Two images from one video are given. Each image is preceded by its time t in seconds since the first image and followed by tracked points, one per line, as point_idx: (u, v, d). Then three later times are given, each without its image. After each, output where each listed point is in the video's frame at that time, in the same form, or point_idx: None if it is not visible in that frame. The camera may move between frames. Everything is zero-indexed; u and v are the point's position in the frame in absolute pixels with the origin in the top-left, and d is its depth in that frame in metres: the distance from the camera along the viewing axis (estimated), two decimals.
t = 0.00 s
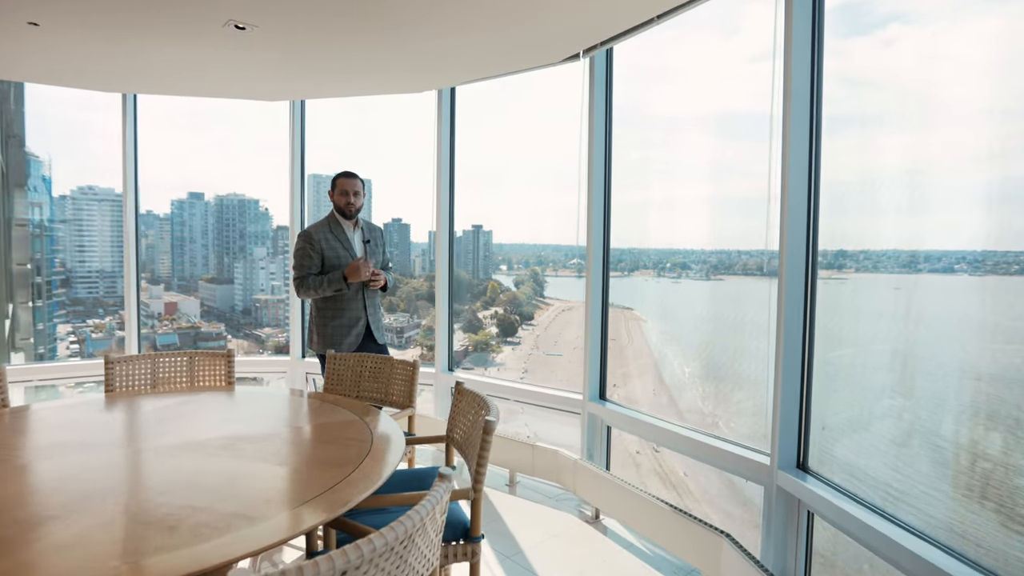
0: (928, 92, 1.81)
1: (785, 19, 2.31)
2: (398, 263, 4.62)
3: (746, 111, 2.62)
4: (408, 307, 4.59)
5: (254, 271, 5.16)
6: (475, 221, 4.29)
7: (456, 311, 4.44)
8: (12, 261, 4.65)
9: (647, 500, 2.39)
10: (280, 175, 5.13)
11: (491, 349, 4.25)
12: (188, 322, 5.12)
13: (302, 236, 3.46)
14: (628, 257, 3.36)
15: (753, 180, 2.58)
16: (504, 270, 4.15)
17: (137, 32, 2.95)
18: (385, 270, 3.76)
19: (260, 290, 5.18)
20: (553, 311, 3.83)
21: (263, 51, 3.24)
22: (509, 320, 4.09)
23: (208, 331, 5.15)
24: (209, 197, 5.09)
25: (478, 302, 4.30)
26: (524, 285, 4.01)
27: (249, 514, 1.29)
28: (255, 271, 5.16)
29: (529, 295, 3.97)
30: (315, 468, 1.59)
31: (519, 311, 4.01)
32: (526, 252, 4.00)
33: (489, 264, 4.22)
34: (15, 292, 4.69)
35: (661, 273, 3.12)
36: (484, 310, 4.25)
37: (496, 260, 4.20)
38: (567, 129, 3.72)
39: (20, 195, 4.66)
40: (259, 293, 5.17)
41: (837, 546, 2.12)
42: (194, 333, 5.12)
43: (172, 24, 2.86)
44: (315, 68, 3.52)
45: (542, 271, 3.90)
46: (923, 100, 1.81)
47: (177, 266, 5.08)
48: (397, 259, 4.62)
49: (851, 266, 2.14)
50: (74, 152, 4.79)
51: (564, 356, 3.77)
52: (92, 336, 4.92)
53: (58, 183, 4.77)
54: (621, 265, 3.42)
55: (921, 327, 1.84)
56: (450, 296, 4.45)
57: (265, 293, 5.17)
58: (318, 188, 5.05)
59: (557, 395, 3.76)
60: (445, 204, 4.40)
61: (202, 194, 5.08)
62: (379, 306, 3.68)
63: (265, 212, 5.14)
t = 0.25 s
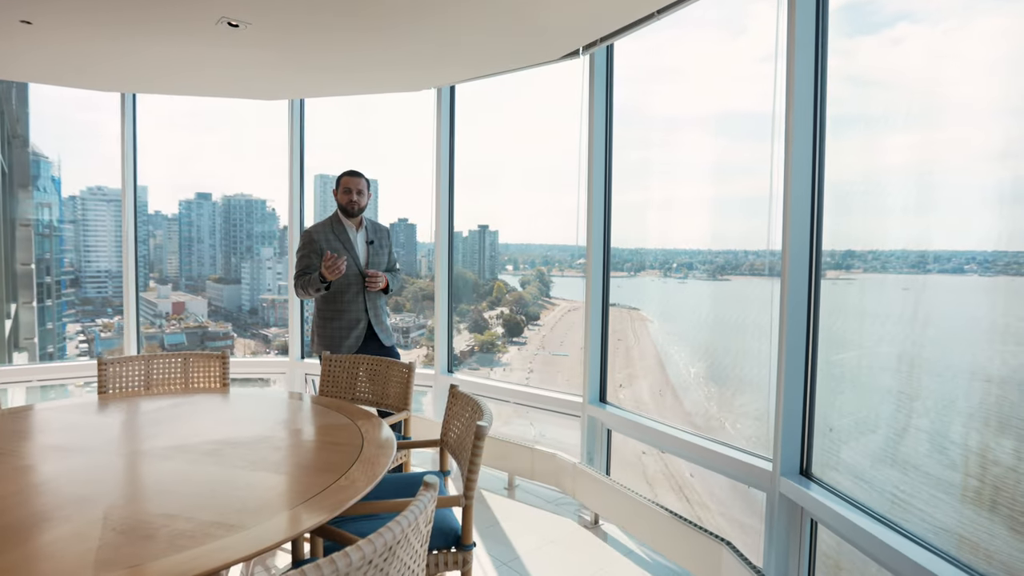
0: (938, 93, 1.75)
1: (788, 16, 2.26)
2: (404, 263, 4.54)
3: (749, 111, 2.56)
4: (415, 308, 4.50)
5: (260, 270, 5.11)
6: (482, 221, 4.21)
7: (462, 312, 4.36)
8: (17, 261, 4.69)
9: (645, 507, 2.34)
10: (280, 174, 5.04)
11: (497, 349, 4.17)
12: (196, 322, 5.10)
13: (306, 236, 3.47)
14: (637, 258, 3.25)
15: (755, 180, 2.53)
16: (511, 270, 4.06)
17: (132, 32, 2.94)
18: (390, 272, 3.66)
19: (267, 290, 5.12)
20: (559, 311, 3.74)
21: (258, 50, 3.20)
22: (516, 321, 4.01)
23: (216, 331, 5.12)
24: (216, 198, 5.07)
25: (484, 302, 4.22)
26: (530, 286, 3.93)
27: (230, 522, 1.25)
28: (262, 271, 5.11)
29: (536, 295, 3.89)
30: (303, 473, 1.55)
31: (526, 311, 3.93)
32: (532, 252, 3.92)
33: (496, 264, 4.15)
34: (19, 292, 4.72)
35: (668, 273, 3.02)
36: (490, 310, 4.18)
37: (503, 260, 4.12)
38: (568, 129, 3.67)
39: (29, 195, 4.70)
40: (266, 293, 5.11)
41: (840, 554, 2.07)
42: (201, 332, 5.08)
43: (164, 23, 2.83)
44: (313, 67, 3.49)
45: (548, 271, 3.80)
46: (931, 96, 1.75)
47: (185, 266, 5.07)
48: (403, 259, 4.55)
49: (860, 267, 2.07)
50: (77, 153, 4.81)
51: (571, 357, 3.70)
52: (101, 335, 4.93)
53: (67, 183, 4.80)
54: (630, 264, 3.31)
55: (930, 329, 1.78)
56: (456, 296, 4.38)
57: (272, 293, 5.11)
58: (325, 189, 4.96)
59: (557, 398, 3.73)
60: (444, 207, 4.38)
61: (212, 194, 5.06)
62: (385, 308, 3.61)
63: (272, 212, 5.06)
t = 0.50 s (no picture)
0: (946, 93, 1.70)
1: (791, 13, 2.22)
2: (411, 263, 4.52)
3: (752, 110, 2.52)
4: (421, 308, 4.49)
5: (268, 270, 5.09)
6: (487, 221, 4.17)
7: (468, 311, 4.33)
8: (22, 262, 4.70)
9: (645, 511, 2.31)
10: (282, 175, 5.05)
11: (503, 349, 4.12)
12: (203, 321, 5.10)
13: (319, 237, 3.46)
14: (643, 257, 3.19)
15: (757, 180, 2.50)
16: (517, 270, 4.02)
17: (131, 31, 2.93)
18: (402, 275, 3.62)
19: (274, 290, 5.11)
20: (565, 311, 3.68)
21: (257, 49, 3.18)
22: (521, 321, 3.96)
23: (223, 330, 5.12)
24: (224, 198, 5.06)
25: (490, 302, 4.18)
26: (536, 286, 3.89)
27: (216, 528, 1.23)
28: (269, 271, 5.09)
29: (542, 295, 3.84)
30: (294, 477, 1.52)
31: (532, 312, 3.89)
32: (538, 252, 3.86)
33: (502, 264, 4.10)
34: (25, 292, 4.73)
35: (674, 274, 2.95)
36: (496, 310, 4.14)
37: (509, 260, 4.07)
38: (569, 128, 3.64)
39: (36, 196, 4.70)
40: (273, 293, 5.10)
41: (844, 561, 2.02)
42: (208, 332, 5.08)
43: (161, 22, 2.81)
44: (313, 66, 3.47)
45: (554, 271, 3.75)
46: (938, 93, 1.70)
47: (192, 266, 5.07)
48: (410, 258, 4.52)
49: (868, 267, 2.02)
50: (81, 153, 4.81)
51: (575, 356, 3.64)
52: (109, 334, 4.94)
53: (77, 183, 4.82)
54: (636, 264, 3.24)
55: (938, 330, 1.73)
56: (462, 296, 4.35)
57: (280, 293, 5.11)
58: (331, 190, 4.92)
59: (558, 400, 3.70)
60: (445, 207, 4.36)
61: (218, 194, 5.06)
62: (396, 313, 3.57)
63: (279, 213, 5.05)
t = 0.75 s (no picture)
0: (954, 88, 1.66)
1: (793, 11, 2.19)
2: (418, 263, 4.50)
3: (756, 109, 2.48)
4: (426, 308, 4.48)
5: (274, 271, 5.08)
6: (493, 221, 4.12)
7: (473, 312, 4.29)
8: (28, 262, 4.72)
9: (645, 515, 2.28)
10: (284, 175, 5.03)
11: (509, 349, 4.07)
12: (210, 321, 5.10)
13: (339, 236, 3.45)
14: (648, 257, 3.13)
15: (759, 180, 2.47)
16: (523, 270, 3.97)
17: (131, 32, 2.93)
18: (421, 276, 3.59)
19: (280, 290, 5.09)
20: (571, 312, 3.61)
21: (257, 49, 3.17)
22: (527, 321, 3.91)
23: (230, 330, 5.12)
24: (230, 199, 5.06)
25: (496, 303, 4.14)
26: (542, 286, 3.83)
27: (202, 533, 1.21)
28: (275, 271, 5.08)
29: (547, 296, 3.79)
30: (285, 482, 1.50)
31: (538, 312, 3.83)
32: (545, 252, 3.80)
33: (508, 264, 4.05)
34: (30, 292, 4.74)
35: (681, 274, 2.88)
36: (502, 310, 4.09)
37: (515, 260, 4.02)
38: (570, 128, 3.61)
39: (43, 196, 4.73)
40: (279, 293, 5.09)
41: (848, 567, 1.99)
42: (216, 331, 5.08)
43: (161, 22, 2.80)
44: (314, 66, 3.46)
45: (560, 271, 3.69)
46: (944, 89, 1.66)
47: (200, 266, 5.07)
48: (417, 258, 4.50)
49: (878, 267, 1.96)
50: (86, 153, 4.82)
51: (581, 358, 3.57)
52: (117, 334, 4.96)
53: (86, 184, 4.84)
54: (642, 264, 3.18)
55: (945, 331, 1.70)
56: (468, 296, 4.32)
57: (286, 294, 5.08)
58: (337, 191, 4.89)
59: (560, 402, 3.67)
60: (445, 208, 4.33)
61: (225, 195, 5.06)
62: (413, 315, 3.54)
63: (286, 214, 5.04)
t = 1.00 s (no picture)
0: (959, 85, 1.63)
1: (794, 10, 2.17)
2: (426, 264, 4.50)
3: (757, 109, 2.45)
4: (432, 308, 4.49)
5: (280, 271, 5.08)
6: (498, 222, 4.09)
7: (479, 312, 4.27)
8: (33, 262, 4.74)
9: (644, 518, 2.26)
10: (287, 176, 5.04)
11: (514, 350, 4.04)
12: (217, 321, 5.11)
13: (358, 232, 3.31)
14: (652, 257, 3.08)
15: (760, 180, 2.45)
16: (528, 271, 3.94)
17: (131, 32, 2.94)
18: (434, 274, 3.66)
19: (286, 290, 5.09)
20: (576, 313, 3.57)
21: (259, 49, 3.17)
22: (532, 321, 3.87)
23: (236, 330, 5.13)
24: (237, 199, 5.07)
25: (501, 303, 4.11)
26: (547, 287, 3.80)
27: (191, 535, 1.20)
28: (281, 272, 5.08)
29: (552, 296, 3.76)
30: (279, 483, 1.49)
31: (543, 313, 3.80)
32: (550, 253, 3.77)
33: (513, 265, 4.02)
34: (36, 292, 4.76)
35: (686, 275, 2.84)
36: (507, 310, 4.06)
37: (520, 260, 3.99)
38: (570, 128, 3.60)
39: (49, 197, 4.75)
40: (285, 294, 5.09)
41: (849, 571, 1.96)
42: (223, 331, 5.10)
43: (161, 22, 2.80)
44: (314, 66, 3.46)
45: (565, 272, 3.66)
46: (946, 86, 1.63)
47: (206, 266, 5.08)
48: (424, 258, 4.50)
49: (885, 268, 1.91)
50: (91, 154, 4.84)
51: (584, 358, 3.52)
52: (124, 334, 4.98)
53: (94, 185, 4.87)
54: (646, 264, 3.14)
55: (950, 332, 1.67)
56: (473, 297, 4.30)
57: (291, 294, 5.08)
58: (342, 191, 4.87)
59: (562, 403, 3.64)
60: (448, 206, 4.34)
61: (232, 195, 5.06)
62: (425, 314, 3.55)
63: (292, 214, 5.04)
